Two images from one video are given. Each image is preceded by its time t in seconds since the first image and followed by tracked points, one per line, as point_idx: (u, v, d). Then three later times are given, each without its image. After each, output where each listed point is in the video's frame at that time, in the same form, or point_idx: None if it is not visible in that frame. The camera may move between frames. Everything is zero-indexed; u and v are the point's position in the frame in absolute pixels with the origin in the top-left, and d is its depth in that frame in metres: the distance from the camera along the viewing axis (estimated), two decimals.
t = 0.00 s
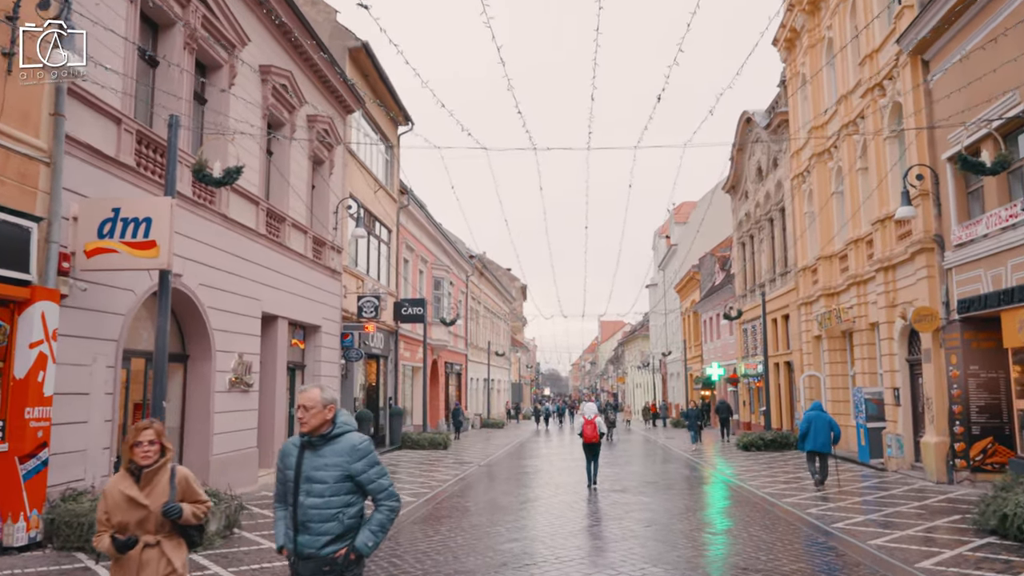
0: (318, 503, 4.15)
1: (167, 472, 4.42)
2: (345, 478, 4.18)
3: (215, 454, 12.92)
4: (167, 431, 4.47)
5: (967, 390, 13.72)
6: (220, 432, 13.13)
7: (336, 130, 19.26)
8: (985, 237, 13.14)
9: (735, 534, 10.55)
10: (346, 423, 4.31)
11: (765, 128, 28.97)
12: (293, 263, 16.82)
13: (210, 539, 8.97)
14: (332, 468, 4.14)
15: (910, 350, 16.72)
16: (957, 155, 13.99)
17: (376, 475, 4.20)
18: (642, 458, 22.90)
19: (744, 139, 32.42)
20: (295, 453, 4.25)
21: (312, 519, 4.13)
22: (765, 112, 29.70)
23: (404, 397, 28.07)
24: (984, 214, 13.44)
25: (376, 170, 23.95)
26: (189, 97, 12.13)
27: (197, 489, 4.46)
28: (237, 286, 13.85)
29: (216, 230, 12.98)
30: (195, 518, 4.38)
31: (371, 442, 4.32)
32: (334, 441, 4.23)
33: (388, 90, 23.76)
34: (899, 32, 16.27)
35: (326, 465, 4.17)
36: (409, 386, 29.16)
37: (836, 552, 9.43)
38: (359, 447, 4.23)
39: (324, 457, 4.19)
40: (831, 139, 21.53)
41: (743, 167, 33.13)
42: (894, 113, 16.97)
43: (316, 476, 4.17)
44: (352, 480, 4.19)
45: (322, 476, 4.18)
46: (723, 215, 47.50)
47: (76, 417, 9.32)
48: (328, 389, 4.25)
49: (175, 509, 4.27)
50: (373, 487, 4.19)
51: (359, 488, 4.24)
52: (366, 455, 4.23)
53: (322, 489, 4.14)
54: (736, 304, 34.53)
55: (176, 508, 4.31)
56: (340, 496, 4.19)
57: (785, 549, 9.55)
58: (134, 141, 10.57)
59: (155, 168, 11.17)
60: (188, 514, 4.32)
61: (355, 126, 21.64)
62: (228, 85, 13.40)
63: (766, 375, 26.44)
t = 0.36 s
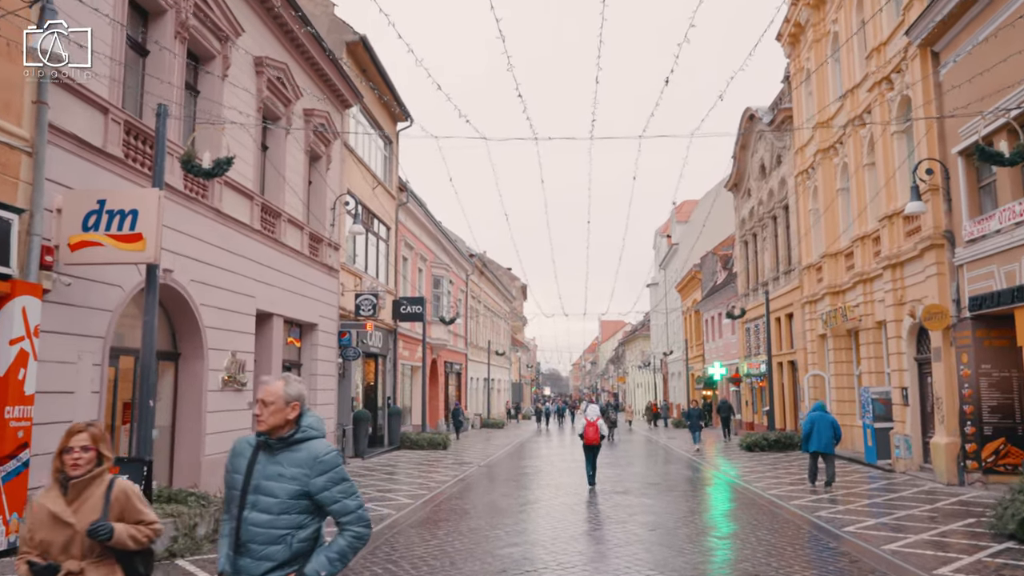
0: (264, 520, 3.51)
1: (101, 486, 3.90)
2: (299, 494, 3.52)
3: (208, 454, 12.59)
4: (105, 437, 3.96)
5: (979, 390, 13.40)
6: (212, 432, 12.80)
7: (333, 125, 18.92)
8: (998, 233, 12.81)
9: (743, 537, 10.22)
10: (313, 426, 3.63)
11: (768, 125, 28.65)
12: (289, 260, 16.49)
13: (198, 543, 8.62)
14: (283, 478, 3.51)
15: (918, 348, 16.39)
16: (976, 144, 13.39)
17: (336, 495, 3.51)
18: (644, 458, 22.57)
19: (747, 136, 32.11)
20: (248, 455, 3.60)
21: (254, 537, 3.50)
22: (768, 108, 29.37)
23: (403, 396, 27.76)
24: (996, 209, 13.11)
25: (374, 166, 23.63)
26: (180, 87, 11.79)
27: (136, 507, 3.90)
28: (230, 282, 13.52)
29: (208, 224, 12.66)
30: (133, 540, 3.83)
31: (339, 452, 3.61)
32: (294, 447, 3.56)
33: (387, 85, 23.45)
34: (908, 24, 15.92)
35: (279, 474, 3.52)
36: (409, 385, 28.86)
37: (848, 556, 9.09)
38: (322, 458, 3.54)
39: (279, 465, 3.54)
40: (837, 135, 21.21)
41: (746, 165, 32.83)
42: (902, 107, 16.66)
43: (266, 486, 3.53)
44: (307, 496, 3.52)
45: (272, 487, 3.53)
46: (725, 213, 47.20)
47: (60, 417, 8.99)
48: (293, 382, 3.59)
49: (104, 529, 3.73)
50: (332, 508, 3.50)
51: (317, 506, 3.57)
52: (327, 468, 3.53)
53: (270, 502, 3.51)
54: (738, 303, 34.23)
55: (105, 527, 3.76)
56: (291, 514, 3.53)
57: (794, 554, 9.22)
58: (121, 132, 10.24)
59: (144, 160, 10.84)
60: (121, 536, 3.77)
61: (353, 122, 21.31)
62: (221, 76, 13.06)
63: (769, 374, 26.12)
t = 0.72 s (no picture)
0: (189, 547, 3.02)
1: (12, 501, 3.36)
2: (231, 515, 3.03)
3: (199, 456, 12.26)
4: (17, 442, 3.45)
5: (990, 389, 13.08)
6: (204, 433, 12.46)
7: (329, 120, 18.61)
8: (1010, 228, 12.48)
9: (750, 543, 9.88)
10: (245, 432, 3.12)
11: (771, 121, 28.31)
12: (284, 257, 16.18)
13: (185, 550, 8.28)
14: (208, 496, 3.02)
15: (926, 347, 16.06)
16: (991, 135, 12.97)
17: (274, 513, 3.02)
18: (646, 459, 22.24)
19: (749, 133, 31.78)
20: (171, 470, 3.12)
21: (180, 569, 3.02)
22: (771, 104, 29.02)
23: (401, 396, 27.43)
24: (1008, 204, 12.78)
25: (372, 163, 23.31)
26: (170, 78, 11.48)
27: (55, 525, 3.40)
28: (223, 280, 13.21)
29: (199, 220, 12.34)
30: (50, 564, 3.33)
31: (278, 462, 3.09)
32: (222, 457, 3.06)
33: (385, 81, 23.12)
34: (915, 16, 15.58)
35: (205, 491, 3.03)
36: (408, 385, 28.54)
37: (860, 563, 8.76)
38: (255, 470, 3.03)
39: (204, 481, 3.05)
40: (842, 130, 20.87)
41: (749, 162, 32.49)
42: (910, 101, 16.34)
43: (191, 507, 3.04)
44: (239, 517, 3.03)
45: (198, 507, 3.04)
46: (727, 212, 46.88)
47: (41, 418, 8.66)
48: (199, 384, 3.08)
49: (14, 553, 3.24)
50: (270, 531, 3.02)
51: (254, 528, 3.07)
52: (260, 483, 3.02)
53: (195, 525, 3.02)
54: (740, 302, 33.93)
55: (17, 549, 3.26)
56: (220, 538, 3.04)
57: (803, 560, 8.88)
58: (107, 123, 9.92)
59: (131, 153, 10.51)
60: (36, 559, 3.29)
61: (350, 118, 20.98)
62: (212, 67, 12.74)
63: (773, 374, 25.79)
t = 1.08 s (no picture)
0: None
1: None
2: (78, 549, 2.41)
3: (188, 457, 11.92)
4: None
5: (999, 389, 12.75)
6: (193, 433, 12.13)
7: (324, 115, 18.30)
8: (1021, 223, 12.15)
9: (756, 547, 9.54)
10: (100, 439, 2.46)
11: (773, 118, 28.02)
12: (278, 254, 15.87)
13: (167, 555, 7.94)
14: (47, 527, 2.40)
15: (933, 346, 15.72)
16: (1001, 127, 12.64)
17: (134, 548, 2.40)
18: (647, 460, 21.92)
19: (750, 130, 31.48)
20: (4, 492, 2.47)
21: None
22: (773, 101, 28.72)
23: (399, 396, 27.11)
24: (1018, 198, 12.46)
25: (369, 159, 23.01)
26: (157, 68, 11.16)
27: None
28: (213, 276, 12.88)
29: (187, 214, 12.01)
30: None
31: (145, 477, 2.47)
32: (67, 473, 2.43)
33: (382, 77, 22.82)
34: (922, 7, 15.25)
35: (43, 520, 2.40)
36: (405, 385, 28.21)
37: (870, 569, 8.42)
38: (107, 487, 2.41)
39: (43, 509, 2.42)
40: (846, 126, 20.55)
41: (750, 160, 32.19)
42: (916, 95, 16.03)
43: (25, 542, 2.41)
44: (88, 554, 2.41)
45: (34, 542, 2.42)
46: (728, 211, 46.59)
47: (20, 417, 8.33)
48: (29, 383, 2.44)
49: None
50: (131, 568, 2.42)
51: (110, 565, 2.45)
52: (118, 506, 2.41)
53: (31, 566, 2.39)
54: (741, 300, 33.63)
55: None
56: None
57: (812, 565, 8.54)
58: (89, 113, 9.59)
59: (114, 144, 10.19)
60: None
61: (346, 113, 20.67)
62: (202, 58, 12.41)
63: (775, 373, 25.48)
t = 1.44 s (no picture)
0: None
1: None
2: None
3: (177, 458, 11.59)
4: None
5: (1010, 388, 12.43)
6: (182, 433, 11.81)
7: (320, 109, 17.98)
8: None
9: (762, 551, 9.20)
10: None
11: (775, 114, 27.67)
12: (272, 250, 15.56)
13: (150, 560, 7.62)
14: None
15: (941, 344, 15.40)
16: (1012, 119, 12.32)
17: None
18: (648, 460, 21.61)
19: (752, 126, 31.18)
20: None
21: None
22: (775, 97, 28.36)
23: (397, 395, 26.80)
24: None
25: (366, 155, 22.68)
26: (145, 58, 10.84)
27: None
28: (204, 271, 12.56)
29: (177, 208, 11.70)
30: None
31: None
32: None
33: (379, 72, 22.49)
34: None
35: None
36: (404, 384, 27.89)
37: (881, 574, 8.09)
38: None
39: None
40: (851, 121, 20.23)
41: (752, 156, 31.87)
42: (923, 88, 15.70)
43: None
44: None
45: None
46: (730, 209, 46.25)
47: None
48: None
49: None
50: None
51: None
52: None
53: None
54: (743, 299, 33.30)
55: None
56: None
57: (820, 570, 8.21)
58: (73, 102, 9.28)
59: (99, 135, 9.88)
60: None
61: (343, 108, 20.37)
62: (192, 49, 12.10)
63: (777, 372, 25.17)
